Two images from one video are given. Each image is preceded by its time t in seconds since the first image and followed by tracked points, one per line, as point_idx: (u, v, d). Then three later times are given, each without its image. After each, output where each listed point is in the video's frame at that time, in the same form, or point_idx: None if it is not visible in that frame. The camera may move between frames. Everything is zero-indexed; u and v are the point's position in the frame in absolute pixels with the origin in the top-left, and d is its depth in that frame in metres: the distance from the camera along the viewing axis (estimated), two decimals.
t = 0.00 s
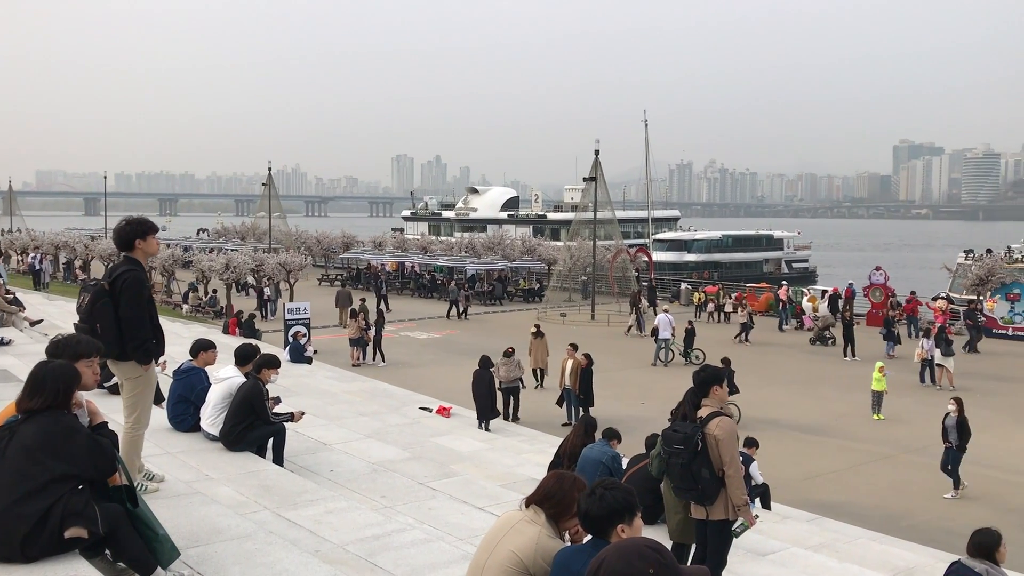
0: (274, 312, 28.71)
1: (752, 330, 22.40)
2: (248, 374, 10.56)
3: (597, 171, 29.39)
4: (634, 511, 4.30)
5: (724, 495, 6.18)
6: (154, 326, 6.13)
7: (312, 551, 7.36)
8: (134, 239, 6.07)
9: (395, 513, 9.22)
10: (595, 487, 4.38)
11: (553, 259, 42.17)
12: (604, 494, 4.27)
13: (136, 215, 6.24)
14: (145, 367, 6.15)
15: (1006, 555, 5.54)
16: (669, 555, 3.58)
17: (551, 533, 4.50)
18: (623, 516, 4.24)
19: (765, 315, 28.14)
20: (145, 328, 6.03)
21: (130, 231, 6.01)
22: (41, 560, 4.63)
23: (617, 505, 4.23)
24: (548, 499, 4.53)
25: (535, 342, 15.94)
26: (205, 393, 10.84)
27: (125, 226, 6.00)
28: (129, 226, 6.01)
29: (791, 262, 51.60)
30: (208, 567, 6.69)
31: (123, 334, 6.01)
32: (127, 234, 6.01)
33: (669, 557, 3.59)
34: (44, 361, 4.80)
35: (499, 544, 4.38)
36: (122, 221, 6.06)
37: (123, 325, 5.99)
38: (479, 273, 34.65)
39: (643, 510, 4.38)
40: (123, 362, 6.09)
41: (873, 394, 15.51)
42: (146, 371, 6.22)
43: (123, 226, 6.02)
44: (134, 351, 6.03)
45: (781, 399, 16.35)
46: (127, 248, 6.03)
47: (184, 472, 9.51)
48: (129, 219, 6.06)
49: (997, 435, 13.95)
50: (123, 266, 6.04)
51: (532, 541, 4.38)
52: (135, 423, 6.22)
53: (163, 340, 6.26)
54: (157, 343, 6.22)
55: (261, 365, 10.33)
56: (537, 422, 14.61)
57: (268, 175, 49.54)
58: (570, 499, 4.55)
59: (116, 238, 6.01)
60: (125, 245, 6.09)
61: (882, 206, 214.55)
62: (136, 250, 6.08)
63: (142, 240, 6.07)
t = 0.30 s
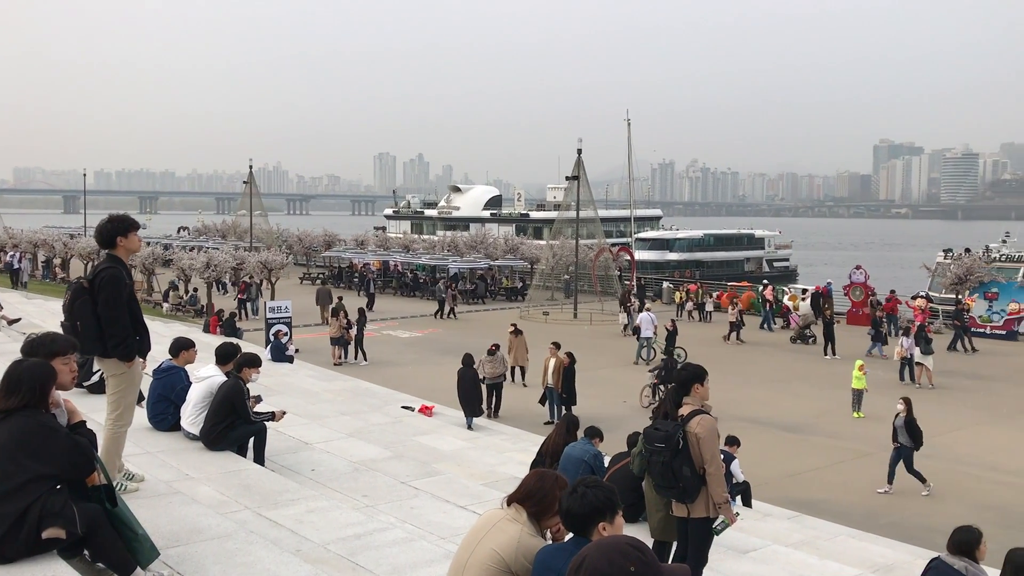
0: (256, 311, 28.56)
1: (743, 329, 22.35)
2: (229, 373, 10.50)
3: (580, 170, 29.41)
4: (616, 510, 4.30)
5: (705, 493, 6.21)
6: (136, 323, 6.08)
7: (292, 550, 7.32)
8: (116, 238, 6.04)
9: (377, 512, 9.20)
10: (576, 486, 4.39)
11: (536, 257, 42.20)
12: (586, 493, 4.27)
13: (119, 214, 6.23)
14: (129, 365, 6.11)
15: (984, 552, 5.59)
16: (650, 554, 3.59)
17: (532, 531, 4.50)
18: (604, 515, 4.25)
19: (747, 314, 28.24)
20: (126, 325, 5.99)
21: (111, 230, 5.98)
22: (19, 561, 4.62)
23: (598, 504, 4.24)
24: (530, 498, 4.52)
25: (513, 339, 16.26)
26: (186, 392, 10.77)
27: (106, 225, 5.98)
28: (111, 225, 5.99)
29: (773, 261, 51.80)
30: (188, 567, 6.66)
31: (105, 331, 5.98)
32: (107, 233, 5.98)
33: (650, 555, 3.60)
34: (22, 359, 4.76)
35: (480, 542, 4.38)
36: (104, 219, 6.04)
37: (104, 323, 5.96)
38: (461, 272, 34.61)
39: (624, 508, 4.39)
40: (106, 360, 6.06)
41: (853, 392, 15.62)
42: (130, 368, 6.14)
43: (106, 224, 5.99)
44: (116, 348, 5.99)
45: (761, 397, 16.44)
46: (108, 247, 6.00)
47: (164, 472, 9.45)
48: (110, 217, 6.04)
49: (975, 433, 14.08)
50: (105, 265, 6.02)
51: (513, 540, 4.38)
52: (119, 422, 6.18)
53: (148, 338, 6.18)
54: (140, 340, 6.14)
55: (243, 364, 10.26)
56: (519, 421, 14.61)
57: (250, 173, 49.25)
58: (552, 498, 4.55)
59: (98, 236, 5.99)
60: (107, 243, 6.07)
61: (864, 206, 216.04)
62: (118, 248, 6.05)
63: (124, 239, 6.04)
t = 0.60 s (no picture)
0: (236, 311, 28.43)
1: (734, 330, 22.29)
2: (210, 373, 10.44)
3: (562, 170, 29.46)
4: (596, 509, 4.31)
5: (686, 493, 6.23)
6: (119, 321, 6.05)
7: (273, 551, 7.30)
8: (96, 238, 6.00)
9: (358, 513, 9.18)
10: (557, 486, 4.38)
11: (518, 258, 42.24)
12: (566, 493, 4.28)
13: (97, 213, 6.19)
14: (112, 361, 6.09)
15: (963, 552, 5.64)
16: (631, 553, 3.60)
17: (513, 531, 4.50)
18: (584, 515, 4.26)
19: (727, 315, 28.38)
20: (109, 323, 5.96)
21: (91, 229, 5.94)
22: None
23: (578, 504, 4.24)
24: (511, 498, 4.52)
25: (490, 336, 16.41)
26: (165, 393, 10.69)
27: (86, 224, 5.94)
28: (91, 224, 5.95)
29: (753, 262, 52.07)
30: (166, 568, 6.62)
31: (88, 330, 5.94)
32: (88, 233, 5.94)
33: (630, 554, 3.60)
34: None
35: (461, 543, 4.38)
36: (84, 219, 6.00)
37: (87, 322, 5.92)
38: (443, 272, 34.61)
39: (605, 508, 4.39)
40: (90, 358, 6.04)
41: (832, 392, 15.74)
42: (113, 367, 6.15)
43: (86, 224, 5.95)
44: (100, 347, 5.96)
45: (742, 397, 16.52)
46: (88, 247, 5.96)
47: (144, 473, 9.38)
48: (90, 217, 6.00)
49: (954, 433, 14.21)
50: (85, 264, 5.97)
51: (494, 541, 4.38)
52: (99, 420, 6.20)
53: (130, 337, 6.18)
54: (122, 340, 6.13)
55: (223, 365, 10.20)
56: (501, 421, 14.61)
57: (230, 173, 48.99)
58: (532, 498, 4.55)
59: (78, 235, 5.95)
60: (87, 243, 6.02)
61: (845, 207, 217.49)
62: (98, 248, 6.01)
63: (103, 239, 6.00)
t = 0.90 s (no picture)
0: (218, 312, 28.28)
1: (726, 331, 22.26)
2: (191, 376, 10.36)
3: (546, 171, 29.48)
4: (578, 511, 4.31)
5: (669, 495, 6.25)
6: (100, 322, 5.99)
7: (255, 554, 7.26)
8: (74, 239, 5.94)
9: (341, 515, 9.15)
10: (540, 487, 4.38)
11: (501, 260, 42.24)
12: (549, 494, 4.28)
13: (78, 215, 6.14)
14: (94, 363, 6.04)
15: (943, 553, 5.69)
16: (614, 556, 3.60)
17: (496, 534, 4.49)
18: (567, 517, 4.26)
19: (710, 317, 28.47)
20: (90, 325, 5.90)
21: (71, 231, 5.89)
22: None
23: (561, 506, 4.25)
24: (493, 500, 4.52)
25: (470, 337, 16.40)
26: (146, 396, 10.61)
27: (65, 225, 5.88)
28: (70, 226, 5.89)
29: (735, 264, 52.27)
30: (146, 572, 6.57)
31: (69, 331, 5.89)
32: (67, 234, 5.88)
33: (613, 556, 3.61)
34: None
35: (444, 545, 4.37)
36: (65, 220, 5.95)
37: (68, 324, 5.87)
38: (427, 274, 34.63)
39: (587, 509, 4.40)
40: (73, 361, 6.01)
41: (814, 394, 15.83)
42: (94, 369, 6.10)
43: (65, 225, 5.90)
44: (82, 348, 5.91)
45: (724, 399, 16.59)
46: (67, 248, 5.90)
47: (124, 476, 9.31)
48: (70, 218, 5.95)
49: (933, 434, 14.33)
50: (64, 266, 5.90)
51: (478, 543, 4.37)
52: (92, 422, 6.15)
53: (111, 339, 6.12)
54: (102, 341, 6.07)
55: (205, 366, 10.12)
56: (484, 423, 14.60)
57: (212, 173, 48.69)
58: (515, 500, 4.55)
59: (57, 236, 5.89)
60: (66, 244, 5.96)
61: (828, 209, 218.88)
62: (76, 250, 5.94)
63: (83, 240, 5.94)
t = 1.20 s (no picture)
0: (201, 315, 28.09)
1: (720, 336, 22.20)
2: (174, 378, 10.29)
3: (531, 174, 29.48)
4: (562, 514, 4.30)
5: (653, 496, 6.25)
6: (78, 324, 5.94)
7: (238, 558, 7.21)
8: (56, 241, 5.90)
9: (324, 519, 9.10)
10: (524, 490, 4.36)
11: (486, 262, 42.20)
12: (533, 497, 4.26)
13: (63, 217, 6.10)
14: (72, 364, 5.99)
15: (924, 553, 5.72)
16: (598, 557, 3.59)
17: (480, 536, 4.47)
18: (551, 519, 4.24)
19: (693, 319, 28.57)
20: (68, 326, 5.85)
21: (54, 232, 5.85)
22: None
23: (546, 508, 4.22)
24: (478, 503, 4.50)
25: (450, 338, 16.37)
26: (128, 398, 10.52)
27: (48, 227, 5.84)
28: (53, 227, 5.85)
29: (719, 266, 52.40)
30: None
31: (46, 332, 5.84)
32: (50, 235, 5.83)
33: (598, 558, 3.60)
34: None
35: (428, 548, 4.35)
36: (49, 222, 5.91)
37: (46, 325, 5.82)
38: (411, 277, 34.62)
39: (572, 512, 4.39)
40: (53, 362, 5.97)
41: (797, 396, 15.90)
42: (74, 370, 6.06)
43: (48, 226, 5.85)
44: (59, 350, 5.85)
45: (709, 400, 16.64)
46: (49, 249, 5.85)
47: (105, 479, 9.23)
48: (54, 220, 5.91)
49: (915, 435, 14.41)
50: (46, 267, 5.86)
51: (462, 546, 4.35)
52: (76, 424, 6.18)
53: (90, 339, 6.08)
54: (81, 343, 6.03)
55: (188, 369, 10.06)
56: (468, 425, 14.58)
57: (195, 175, 48.38)
58: (500, 503, 4.53)
59: (40, 237, 5.85)
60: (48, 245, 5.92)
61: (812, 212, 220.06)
62: (58, 252, 5.89)
63: (65, 242, 5.89)
